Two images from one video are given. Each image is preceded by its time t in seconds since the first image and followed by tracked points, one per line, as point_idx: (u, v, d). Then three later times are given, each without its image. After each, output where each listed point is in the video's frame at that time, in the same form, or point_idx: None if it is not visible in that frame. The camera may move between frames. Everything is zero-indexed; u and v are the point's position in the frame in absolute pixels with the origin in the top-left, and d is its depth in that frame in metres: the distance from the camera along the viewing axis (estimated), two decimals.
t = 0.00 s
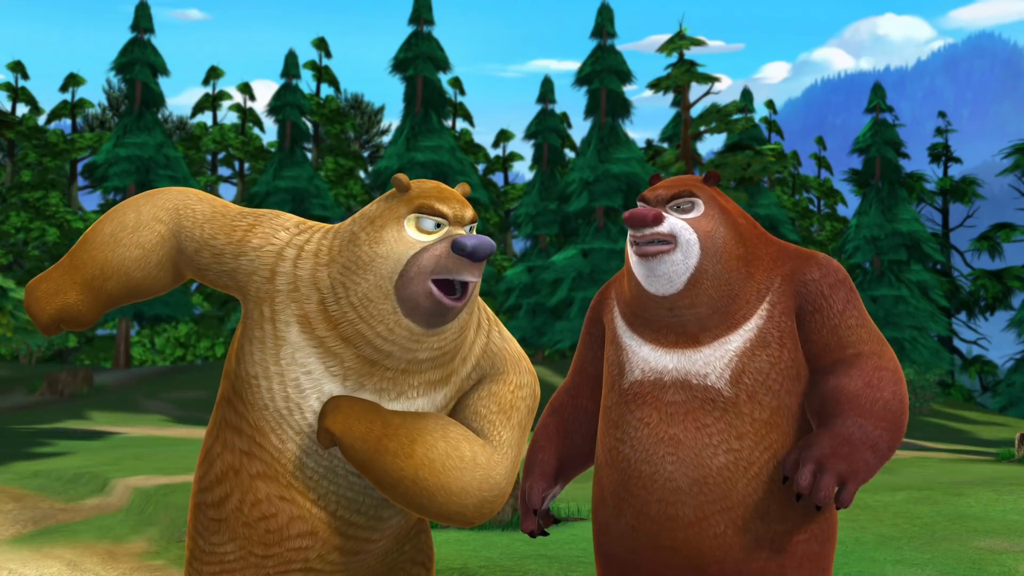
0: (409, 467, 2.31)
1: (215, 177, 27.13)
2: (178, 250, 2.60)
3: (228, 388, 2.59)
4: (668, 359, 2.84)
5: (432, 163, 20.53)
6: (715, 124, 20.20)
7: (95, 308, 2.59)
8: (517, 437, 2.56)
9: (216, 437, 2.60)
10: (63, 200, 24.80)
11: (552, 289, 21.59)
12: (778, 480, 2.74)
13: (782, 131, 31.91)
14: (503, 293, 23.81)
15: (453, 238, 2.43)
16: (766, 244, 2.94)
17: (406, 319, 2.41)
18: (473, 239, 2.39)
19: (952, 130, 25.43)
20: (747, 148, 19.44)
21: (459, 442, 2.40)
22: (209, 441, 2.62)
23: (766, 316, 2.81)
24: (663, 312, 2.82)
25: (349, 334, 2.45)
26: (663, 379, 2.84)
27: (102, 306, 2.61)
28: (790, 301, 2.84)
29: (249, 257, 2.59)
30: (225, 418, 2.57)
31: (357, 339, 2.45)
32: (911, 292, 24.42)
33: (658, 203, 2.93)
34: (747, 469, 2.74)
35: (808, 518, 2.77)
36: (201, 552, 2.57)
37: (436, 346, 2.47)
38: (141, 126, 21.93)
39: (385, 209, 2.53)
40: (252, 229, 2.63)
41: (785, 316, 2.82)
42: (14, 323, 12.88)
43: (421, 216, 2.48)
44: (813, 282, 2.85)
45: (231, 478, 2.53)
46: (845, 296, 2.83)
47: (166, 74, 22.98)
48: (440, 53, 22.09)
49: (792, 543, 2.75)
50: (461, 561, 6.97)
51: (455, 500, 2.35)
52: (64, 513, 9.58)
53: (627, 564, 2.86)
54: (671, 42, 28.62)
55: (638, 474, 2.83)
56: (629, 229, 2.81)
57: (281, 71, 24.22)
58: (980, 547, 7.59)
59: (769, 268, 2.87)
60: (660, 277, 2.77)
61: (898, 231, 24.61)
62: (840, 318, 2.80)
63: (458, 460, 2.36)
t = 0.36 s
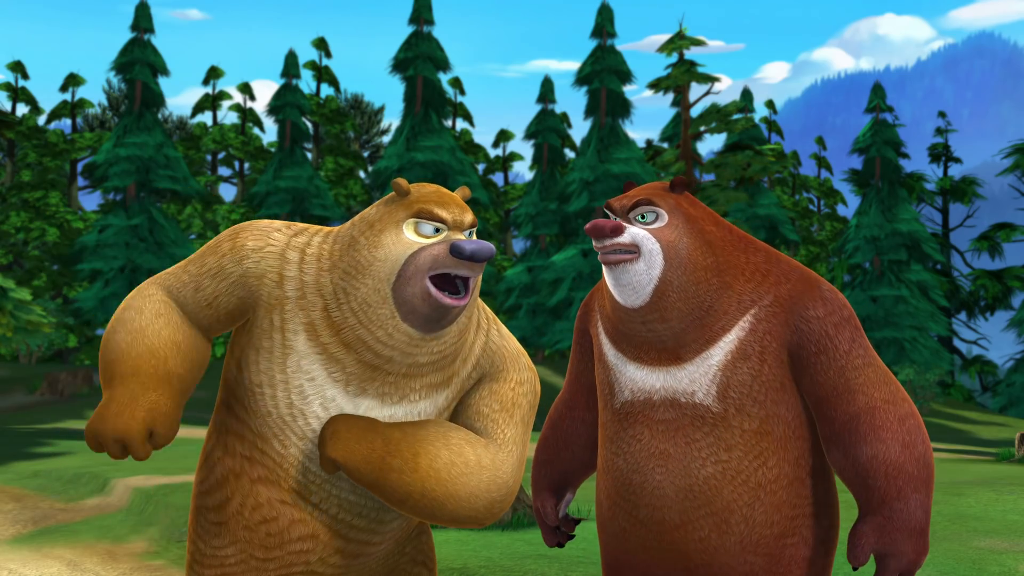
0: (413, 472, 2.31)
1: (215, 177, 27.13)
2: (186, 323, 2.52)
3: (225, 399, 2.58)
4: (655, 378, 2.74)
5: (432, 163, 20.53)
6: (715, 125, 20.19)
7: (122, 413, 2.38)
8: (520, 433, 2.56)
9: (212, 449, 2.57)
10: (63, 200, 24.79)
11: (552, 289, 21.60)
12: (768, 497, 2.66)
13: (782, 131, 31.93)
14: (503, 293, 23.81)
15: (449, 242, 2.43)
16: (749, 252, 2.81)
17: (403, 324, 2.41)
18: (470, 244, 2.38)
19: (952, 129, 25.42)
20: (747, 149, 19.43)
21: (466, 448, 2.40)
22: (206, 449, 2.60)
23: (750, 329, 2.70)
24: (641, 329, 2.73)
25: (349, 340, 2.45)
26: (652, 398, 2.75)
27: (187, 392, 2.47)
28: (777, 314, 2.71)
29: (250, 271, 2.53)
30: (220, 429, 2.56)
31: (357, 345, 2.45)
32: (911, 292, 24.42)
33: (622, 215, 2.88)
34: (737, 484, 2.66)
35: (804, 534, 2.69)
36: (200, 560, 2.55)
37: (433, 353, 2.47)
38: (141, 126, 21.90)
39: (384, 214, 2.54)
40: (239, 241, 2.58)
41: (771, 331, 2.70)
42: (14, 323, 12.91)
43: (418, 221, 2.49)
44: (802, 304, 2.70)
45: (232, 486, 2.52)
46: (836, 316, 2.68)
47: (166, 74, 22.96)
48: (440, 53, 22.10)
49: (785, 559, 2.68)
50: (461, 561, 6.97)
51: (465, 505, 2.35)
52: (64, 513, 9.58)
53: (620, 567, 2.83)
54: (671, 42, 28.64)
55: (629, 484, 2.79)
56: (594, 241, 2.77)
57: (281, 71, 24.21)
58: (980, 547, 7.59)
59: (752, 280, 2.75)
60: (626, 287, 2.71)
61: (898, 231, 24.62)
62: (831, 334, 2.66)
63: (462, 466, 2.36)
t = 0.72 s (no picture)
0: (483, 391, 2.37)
1: (215, 177, 27.16)
2: (205, 356, 2.26)
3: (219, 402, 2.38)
4: (656, 381, 2.74)
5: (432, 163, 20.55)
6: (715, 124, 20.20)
7: (206, 442, 2.10)
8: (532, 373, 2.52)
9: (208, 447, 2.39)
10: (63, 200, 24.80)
11: (552, 289, 21.62)
12: (769, 499, 2.66)
13: (782, 131, 31.96)
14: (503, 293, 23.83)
15: (427, 178, 2.41)
16: (749, 254, 2.81)
17: (402, 267, 2.32)
18: (445, 176, 2.38)
19: (952, 130, 25.44)
20: (747, 148, 19.44)
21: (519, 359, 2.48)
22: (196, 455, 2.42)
23: (751, 331, 2.69)
24: (642, 333, 2.73)
25: (367, 303, 2.31)
26: (652, 400, 2.75)
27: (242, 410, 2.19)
28: (777, 317, 2.70)
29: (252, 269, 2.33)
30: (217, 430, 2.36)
31: (376, 307, 2.31)
32: (911, 292, 24.43)
33: (619, 221, 2.87)
34: (738, 485, 2.66)
35: (804, 534, 2.69)
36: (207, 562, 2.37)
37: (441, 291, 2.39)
38: (141, 126, 21.90)
39: (360, 169, 2.48)
40: (223, 252, 2.35)
41: (772, 333, 2.69)
42: (14, 323, 12.93)
43: (388, 166, 2.45)
44: (802, 306, 2.70)
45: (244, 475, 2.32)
46: (836, 317, 2.68)
47: (166, 74, 22.98)
48: (440, 53, 22.11)
49: (787, 560, 2.68)
50: (461, 561, 6.97)
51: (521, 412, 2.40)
52: (64, 513, 9.58)
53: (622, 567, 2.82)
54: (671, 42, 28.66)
55: (631, 485, 2.78)
56: (592, 249, 2.76)
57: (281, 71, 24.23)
58: (980, 547, 7.59)
59: (754, 282, 2.74)
60: (626, 292, 2.72)
61: (898, 231, 24.63)
62: (831, 336, 2.66)
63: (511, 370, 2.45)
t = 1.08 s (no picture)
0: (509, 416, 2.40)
1: (215, 177, 27.18)
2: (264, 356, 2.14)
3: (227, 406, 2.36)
4: (656, 379, 2.74)
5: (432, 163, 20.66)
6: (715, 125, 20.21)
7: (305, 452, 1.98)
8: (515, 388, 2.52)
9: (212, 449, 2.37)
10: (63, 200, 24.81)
11: (552, 289, 21.62)
12: (769, 499, 2.66)
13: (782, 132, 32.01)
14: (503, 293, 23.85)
15: (449, 210, 2.33)
16: (749, 252, 2.81)
17: (417, 289, 2.27)
18: (466, 210, 2.32)
19: (951, 130, 25.45)
20: (747, 148, 19.44)
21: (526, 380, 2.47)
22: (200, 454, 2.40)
23: (750, 330, 2.69)
24: (642, 331, 2.73)
25: (372, 320, 2.27)
26: (652, 399, 2.75)
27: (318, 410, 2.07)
28: (778, 317, 2.70)
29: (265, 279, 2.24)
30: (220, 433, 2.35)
31: (380, 324, 2.27)
32: (911, 292, 24.44)
33: (621, 217, 2.87)
34: (739, 485, 2.66)
35: (805, 533, 2.69)
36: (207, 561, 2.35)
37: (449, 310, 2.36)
38: (141, 126, 21.90)
39: (371, 188, 2.38)
40: (248, 258, 2.26)
41: (771, 332, 2.69)
42: (14, 324, 12.94)
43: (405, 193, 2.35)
44: (802, 305, 2.70)
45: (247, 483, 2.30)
46: (836, 317, 2.68)
47: (165, 74, 22.99)
48: (440, 53, 22.12)
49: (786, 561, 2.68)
50: (461, 561, 6.97)
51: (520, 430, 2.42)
52: (64, 513, 9.59)
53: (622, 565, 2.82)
54: (671, 42, 28.70)
55: (631, 484, 2.79)
56: (593, 246, 2.77)
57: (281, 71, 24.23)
58: (980, 547, 7.59)
59: (754, 282, 2.74)
60: (626, 290, 2.71)
61: (898, 232, 24.64)
62: (831, 336, 2.66)
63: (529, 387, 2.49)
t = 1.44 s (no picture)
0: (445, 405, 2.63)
1: (215, 177, 27.18)
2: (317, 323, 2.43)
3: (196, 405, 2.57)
4: (659, 375, 2.76)
5: (433, 163, 20.71)
6: (715, 124, 20.21)
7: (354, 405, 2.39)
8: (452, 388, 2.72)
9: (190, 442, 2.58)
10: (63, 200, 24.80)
11: (552, 289, 21.60)
12: (777, 498, 2.66)
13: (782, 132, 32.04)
14: (503, 293, 23.84)
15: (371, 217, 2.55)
16: (755, 252, 2.80)
17: (350, 294, 2.51)
18: (379, 217, 2.49)
19: (951, 130, 25.48)
20: (747, 148, 19.45)
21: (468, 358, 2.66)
22: (176, 446, 2.60)
23: (753, 329, 2.69)
24: (649, 326, 2.75)
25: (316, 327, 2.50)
26: (655, 395, 2.77)
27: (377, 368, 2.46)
28: (782, 317, 2.70)
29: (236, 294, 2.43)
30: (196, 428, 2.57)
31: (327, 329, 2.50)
32: (911, 292, 24.45)
33: (630, 214, 2.91)
34: (747, 484, 2.67)
35: (817, 533, 2.69)
36: (191, 542, 2.52)
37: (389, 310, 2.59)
38: (141, 126, 21.88)
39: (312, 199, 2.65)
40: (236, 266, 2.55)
41: (775, 332, 2.69)
42: (14, 324, 12.95)
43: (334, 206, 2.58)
44: (807, 306, 2.70)
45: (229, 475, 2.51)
46: (843, 320, 2.67)
47: (165, 74, 22.98)
48: (440, 53, 22.10)
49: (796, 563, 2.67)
50: (460, 561, 6.97)
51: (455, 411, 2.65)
52: (64, 513, 9.59)
53: (631, 559, 2.83)
54: (671, 42, 28.73)
55: (640, 482, 2.79)
56: (599, 243, 2.81)
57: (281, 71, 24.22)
58: (980, 547, 7.60)
59: (758, 281, 2.74)
60: (628, 285, 2.75)
61: (898, 232, 24.65)
62: (835, 337, 2.65)
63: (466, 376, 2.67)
